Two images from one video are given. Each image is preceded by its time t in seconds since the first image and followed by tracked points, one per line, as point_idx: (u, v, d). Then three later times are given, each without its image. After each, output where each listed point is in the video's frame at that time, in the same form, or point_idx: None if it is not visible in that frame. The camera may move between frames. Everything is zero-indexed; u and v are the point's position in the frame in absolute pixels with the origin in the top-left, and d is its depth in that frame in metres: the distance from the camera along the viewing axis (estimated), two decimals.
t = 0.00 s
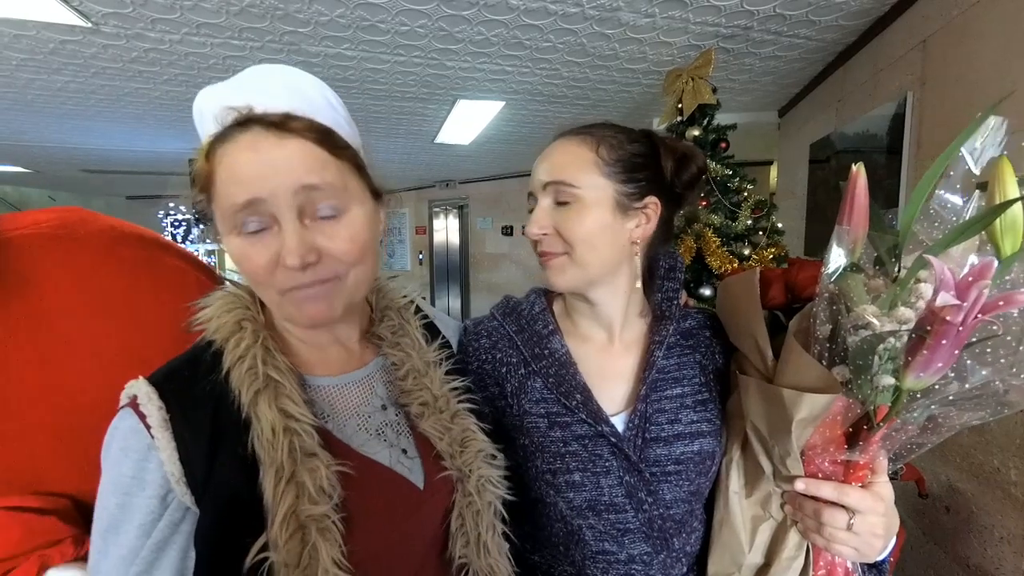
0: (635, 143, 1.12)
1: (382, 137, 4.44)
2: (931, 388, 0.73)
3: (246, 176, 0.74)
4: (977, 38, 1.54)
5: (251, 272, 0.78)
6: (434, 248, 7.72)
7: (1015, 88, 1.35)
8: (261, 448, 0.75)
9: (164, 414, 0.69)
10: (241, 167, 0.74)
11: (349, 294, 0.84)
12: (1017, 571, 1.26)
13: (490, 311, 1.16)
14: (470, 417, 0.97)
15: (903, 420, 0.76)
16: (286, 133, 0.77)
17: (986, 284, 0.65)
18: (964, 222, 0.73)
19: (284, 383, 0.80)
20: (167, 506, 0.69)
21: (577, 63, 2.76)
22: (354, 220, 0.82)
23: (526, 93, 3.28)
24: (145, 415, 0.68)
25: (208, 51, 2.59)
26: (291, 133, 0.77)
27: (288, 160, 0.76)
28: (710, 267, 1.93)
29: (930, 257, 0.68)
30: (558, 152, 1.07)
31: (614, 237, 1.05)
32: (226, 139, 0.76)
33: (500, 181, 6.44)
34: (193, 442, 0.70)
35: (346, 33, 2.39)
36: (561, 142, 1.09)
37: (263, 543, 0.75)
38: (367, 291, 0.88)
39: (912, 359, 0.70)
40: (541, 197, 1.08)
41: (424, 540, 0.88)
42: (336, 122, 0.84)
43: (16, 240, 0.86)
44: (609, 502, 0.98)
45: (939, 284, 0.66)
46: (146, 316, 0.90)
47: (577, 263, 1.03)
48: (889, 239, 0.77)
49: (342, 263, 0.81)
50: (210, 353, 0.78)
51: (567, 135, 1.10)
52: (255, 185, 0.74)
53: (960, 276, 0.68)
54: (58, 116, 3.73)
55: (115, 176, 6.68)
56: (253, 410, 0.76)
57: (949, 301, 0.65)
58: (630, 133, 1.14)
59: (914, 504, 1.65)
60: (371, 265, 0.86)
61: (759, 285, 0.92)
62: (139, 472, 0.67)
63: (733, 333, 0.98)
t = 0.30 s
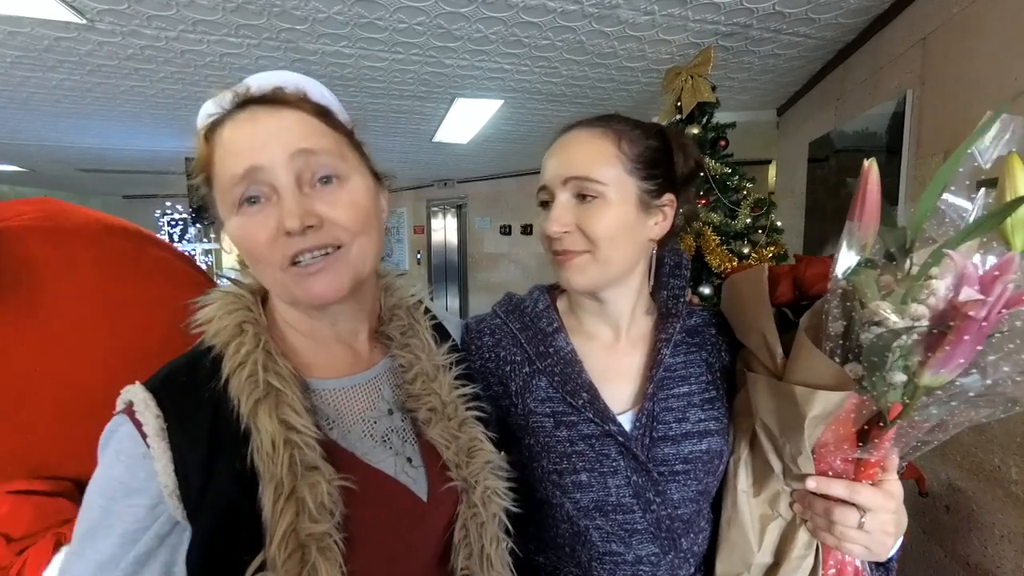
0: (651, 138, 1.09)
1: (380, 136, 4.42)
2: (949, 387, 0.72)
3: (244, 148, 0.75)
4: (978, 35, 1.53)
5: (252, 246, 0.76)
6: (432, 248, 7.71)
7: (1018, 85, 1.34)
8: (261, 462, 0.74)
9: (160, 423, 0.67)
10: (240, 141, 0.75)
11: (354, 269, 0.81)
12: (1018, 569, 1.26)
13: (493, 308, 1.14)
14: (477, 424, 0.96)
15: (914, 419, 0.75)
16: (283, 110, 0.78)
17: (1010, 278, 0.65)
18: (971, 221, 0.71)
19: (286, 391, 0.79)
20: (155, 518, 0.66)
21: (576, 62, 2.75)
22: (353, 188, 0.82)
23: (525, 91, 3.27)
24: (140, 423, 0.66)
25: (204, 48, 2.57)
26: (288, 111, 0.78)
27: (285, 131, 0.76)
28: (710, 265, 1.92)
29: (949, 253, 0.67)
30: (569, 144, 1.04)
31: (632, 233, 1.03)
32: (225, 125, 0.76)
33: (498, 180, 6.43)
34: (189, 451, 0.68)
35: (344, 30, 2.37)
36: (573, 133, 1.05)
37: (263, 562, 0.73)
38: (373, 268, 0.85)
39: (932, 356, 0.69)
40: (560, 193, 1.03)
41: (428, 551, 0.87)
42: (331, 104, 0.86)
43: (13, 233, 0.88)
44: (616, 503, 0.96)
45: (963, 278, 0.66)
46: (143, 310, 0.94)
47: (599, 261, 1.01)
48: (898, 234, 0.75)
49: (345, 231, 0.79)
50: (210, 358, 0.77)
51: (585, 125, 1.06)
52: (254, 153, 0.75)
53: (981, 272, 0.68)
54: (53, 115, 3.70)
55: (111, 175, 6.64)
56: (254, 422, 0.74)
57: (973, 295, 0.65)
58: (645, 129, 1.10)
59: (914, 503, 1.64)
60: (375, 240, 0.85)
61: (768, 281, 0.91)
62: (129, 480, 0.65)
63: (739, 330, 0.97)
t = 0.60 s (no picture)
0: (664, 147, 1.08)
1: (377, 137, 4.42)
2: (949, 394, 0.73)
3: (269, 161, 0.74)
4: (973, 40, 1.54)
5: (268, 262, 0.77)
6: (428, 249, 7.71)
7: (1011, 89, 1.36)
8: (267, 468, 0.74)
9: (165, 431, 0.68)
10: (265, 153, 0.74)
11: (366, 290, 0.83)
12: (1011, 569, 1.27)
13: (495, 313, 1.15)
14: (479, 429, 0.96)
15: (913, 424, 0.76)
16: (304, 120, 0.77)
17: (1010, 289, 0.65)
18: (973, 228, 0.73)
19: (290, 398, 0.79)
20: (163, 526, 0.67)
21: (573, 64, 2.76)
22: (373, 210, 0.82)
23: (521, 93, 3.28)
24: (145, 430, 0.67)
25: (200, 50, 2.56)
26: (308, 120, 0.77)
27: (311, 146, 0.76)
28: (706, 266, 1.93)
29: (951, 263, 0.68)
30: (583, 150, 1.02)
31: (643, 243, 1.03)
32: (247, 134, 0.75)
33: (494, 181, 6.44)
34: (196, 457, 0.69)
35: (341, 32, 2.37)
36: (587, 138, 1.03)
37: (270, 567, 0.74)
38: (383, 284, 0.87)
39: (931, 364, 0.70)
40: (571, 200, 1.02)
41: (431, 554, 0.88)
42: (353, 115, 0.85)
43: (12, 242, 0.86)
44: (619, 507, 0.97)
45: (962, 288, 0.68)
46: (140, 315, 0.90)
47: (609, 270, 1.01)
48: (901, 243, 0.76)
49: (362, 255, 0.80)
50: (214, 365, 0.77)
51: (600, 131, 1.04)
52: (277, 170, 0.74)
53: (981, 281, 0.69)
54: (48, 115, 3.68)
55: (105, 176, 6.61)
56: (259, 428, 0.75)
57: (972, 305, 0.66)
58: (658, 136, 1.09)
59: (909, 503, 1.66)
60: (388, 259, 0.86)
61: (768, 286, 0.92)
62: (137, 489, 0.66)
63: (740, 335, 0.98)
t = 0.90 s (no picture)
0: (659, 149, 1.09)
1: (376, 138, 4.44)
2: (931, 385, 0.75)
3: (277, 168, 0.76)
4: (965, 40, 1.56)
5: (269, 265, 0.79)
6: (428, 249, 7.72)
7: (1002, 89, 1.38)
8: (262, 447, 0.76)
9: (164, 416, 0.70)
10: (273, 160, 0.76)
11: (361, 295, 0.85)
12: (1004, 563, 1.29)
13: (489, 311, 1.16)
14: (471, 418, 0.98)
15: (899, 416, 0.78)
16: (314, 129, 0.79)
17: (983, 283, 0.67)
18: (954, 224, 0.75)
19: (285, 384, 0.80)
20: (169, 507, 0.70)
21: (571, 64, 2.77)
22: (373, 222, 0.84)
23: (520, 93, 3.29)
24: (145, 416, 0.69)
25: (200, 51, 2.58)
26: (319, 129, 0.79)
27: (319, 155, 0.78)
28: (703, 265, 1.93)
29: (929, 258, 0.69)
30: (579, 152, 1.02)
31: (638, 246, 1.04)
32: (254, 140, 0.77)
33: (494, 181, 6.46)
34: (194, 440, 0.71)
35: (339, 33, 2.39)
36: (582, 142, 1.03)
37: (267, 542, 0.75)
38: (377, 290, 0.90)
39: (912, 355, 0.72)
40: (568, 205, 1.01)
41: (427, 537, 0.90)
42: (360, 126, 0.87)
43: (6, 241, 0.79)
44: (611, 500, 0.99)
45: (939, 282, 0.69)
46: (146, 325, 0.84)
47: (607, 273, 1.02)
48: (884, 240, 0.78)
49: (360, 264, 0.82)
50: (211, 354, 0.79)
51: (597, 134, 1.04)
52: (283, 181, 0.76)
53: (958, 276, 0.70)
54: (49, 116, 3.70)
55: (106, 176, 6.63)
56: (255, 411, 0.76)
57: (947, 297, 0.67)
58: (652, 139, 1.09)
59: (904, 500, 1.67)
60: (382, 266, 0.88)
61: (757, 283, 0.94)
62: (141, 474, 0.68)
63: (731, 331, 0.99)
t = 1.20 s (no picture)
0: (661, 146, 1.08)
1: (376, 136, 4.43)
2: (937, 385, 0.74)
3: (293, 136, 0.78)
4: (965, 38, 1.56)
5: (289, 228, 0.77)
6: (427, 248, 7.71)
7: (1003, 87, 1.37)
8: (267, 449, 0.75)
9: (166, 411, 0.69)
10: (287, 130, 0.78)
11: (380, 262, 0.84)
12: (1004, 564, 1.28)
13: (489, 310, 1.15)
14: (473, 421, 0.97)
15: (903, 416, 0.77)
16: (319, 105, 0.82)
17: (990, 281, 0.66)
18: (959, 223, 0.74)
19: (290, 382, 0.80)
20: (165, 505, 0.68)
21: (571, 62, 2.76)
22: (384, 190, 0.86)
23: (519, 92, 3.28)
24: (147, 411, 0.68)
25: (198, 48, 2.57)
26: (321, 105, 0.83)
27: (331, 125, 0.81)
28: (703, 264, 1.92)
29: (936, 256, 0.69)
30: (581, 149, 1.01)
31: (641, 244, 1.03)
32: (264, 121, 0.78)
33: (493, 180, 6.45)
34: (197, 438, 0.70)
35: (338, 31, 2.37)
36: (584, 138, 1.02)
37: (267, 547, 0.74)
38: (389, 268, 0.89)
39: (917, 355, 0.71)
40: (570, 204, 1.00)
41: (429, 538, 0.89)
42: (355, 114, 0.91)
43: None
44: (611, 501, 0.98)
45: (945, 280, 0.68)
46: (139, 329, 0.85)
47: (609, 272, 1.01)
48: (887, 237, 0.78)
49: (378, 225, 0.83)
50: (214, 350, 0.78)
51: (600, 132, 1.03)
52: (302, 144, 0.78)
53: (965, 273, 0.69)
54: (47, 114, 3.68)
55: (104, 175, 6.61)
56: (259, 411, 0.76)
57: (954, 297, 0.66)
58: (655, 135, 1.08)
59: (904, 499, 1.67)
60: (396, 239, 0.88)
61: (759, 282, 0.93)
62: (137, 467, 0.67)
63: (732, 330, 0.99)
